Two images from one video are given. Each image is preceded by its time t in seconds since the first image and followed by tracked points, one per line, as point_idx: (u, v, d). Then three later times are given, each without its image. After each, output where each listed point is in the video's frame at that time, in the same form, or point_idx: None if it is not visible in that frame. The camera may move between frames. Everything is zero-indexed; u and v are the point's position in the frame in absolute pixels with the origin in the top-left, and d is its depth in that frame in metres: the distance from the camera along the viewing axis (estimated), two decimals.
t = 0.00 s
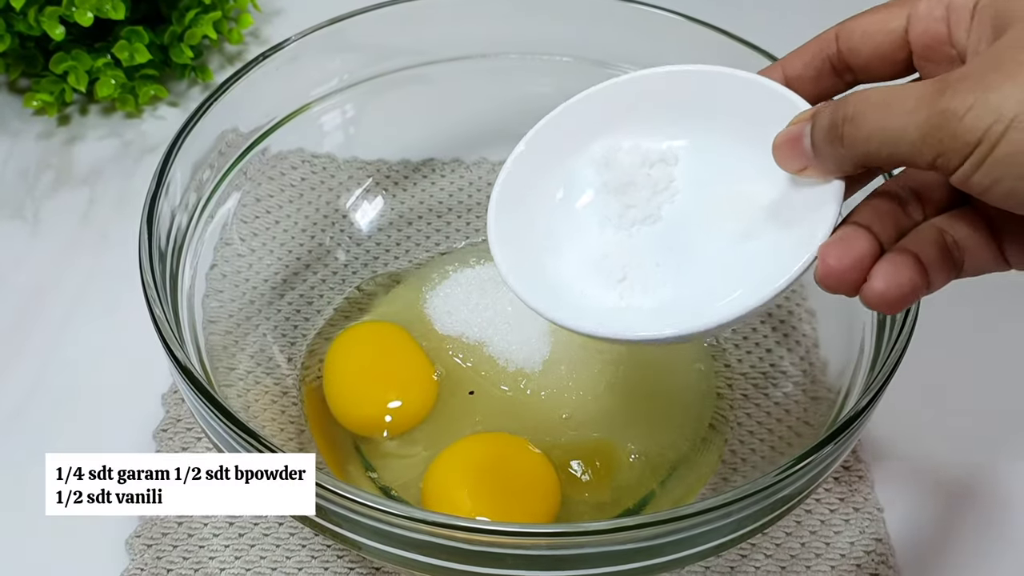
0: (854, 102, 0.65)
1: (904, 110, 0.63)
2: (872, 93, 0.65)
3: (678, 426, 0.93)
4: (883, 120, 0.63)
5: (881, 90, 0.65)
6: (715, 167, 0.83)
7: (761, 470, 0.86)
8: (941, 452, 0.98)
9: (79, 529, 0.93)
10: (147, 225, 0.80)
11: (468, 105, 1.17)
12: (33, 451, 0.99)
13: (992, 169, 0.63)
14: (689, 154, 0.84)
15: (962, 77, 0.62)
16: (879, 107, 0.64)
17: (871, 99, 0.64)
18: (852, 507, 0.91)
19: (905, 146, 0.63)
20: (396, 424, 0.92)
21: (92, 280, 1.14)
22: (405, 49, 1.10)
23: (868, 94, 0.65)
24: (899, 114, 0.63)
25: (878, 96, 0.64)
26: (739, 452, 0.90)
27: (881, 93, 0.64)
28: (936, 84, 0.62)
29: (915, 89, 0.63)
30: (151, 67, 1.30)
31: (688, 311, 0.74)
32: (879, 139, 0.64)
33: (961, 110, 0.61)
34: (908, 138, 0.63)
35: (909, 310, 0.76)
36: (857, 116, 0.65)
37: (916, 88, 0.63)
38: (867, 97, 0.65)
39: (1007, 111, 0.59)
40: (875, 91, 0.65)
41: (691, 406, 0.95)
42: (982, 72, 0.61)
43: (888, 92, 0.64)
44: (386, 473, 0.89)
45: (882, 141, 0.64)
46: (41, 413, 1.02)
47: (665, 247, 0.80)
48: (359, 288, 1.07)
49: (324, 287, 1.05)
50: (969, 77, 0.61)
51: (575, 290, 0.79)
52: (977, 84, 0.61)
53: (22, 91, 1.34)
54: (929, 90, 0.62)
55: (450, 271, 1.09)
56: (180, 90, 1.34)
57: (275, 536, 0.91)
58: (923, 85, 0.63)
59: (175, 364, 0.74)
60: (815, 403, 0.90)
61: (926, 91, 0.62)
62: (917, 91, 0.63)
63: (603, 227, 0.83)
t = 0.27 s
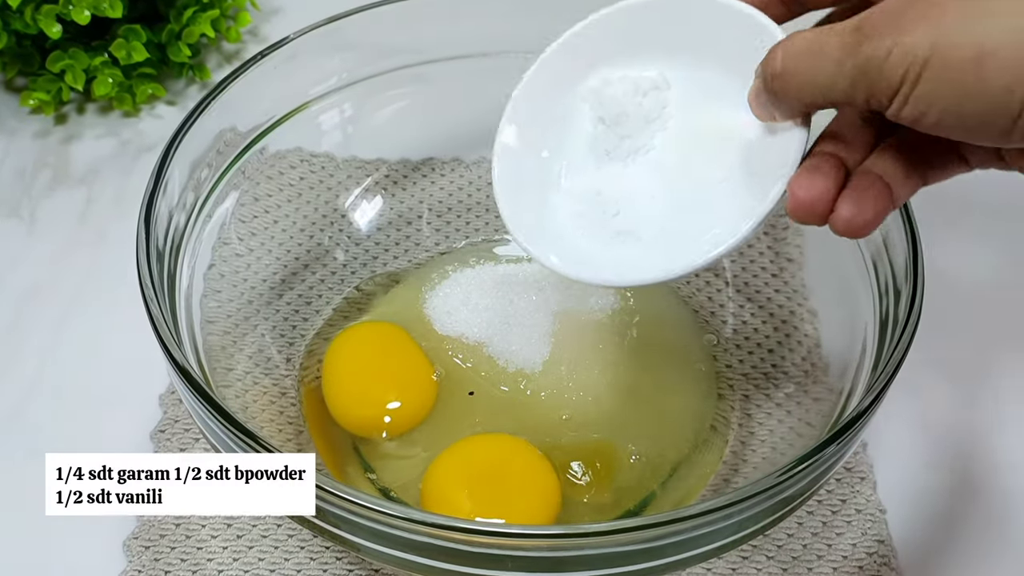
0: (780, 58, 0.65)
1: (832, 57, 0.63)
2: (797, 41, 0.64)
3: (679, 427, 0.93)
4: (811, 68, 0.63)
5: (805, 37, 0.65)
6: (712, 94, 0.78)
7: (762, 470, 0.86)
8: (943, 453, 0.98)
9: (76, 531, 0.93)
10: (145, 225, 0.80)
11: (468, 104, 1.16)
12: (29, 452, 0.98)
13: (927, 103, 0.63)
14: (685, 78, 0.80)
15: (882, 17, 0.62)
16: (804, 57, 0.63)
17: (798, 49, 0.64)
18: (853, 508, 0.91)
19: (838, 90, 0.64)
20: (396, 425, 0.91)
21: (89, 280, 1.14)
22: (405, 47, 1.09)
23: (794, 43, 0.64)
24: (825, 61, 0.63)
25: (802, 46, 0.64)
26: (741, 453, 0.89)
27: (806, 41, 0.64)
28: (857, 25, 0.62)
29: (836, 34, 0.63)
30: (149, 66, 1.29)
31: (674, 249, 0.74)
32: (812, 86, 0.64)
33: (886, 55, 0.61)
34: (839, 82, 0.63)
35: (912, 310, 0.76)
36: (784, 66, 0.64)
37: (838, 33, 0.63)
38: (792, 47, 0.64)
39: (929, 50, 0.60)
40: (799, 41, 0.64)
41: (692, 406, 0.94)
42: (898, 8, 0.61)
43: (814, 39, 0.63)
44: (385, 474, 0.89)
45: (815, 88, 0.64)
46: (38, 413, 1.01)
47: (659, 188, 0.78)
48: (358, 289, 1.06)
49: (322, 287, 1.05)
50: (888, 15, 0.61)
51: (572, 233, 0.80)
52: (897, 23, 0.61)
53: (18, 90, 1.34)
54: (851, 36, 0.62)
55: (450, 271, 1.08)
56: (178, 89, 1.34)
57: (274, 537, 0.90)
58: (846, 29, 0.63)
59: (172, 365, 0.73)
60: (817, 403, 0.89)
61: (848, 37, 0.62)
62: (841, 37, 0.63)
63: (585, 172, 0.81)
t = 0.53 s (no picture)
0: (697, 115, 0.68)
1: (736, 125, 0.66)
2: (707, 99, 0.67)
3: (681, 428, 0.92)
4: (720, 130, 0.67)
5: (714, 92, 0.67)
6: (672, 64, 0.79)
7: (763, 471, 0.85)
8: (944, 454, 0.97)
9: (75, 532, 0.92)
10: (143, 224, 0.79)
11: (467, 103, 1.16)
12: (27, 453, 0.98)
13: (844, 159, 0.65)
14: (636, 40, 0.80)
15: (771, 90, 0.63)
16: (712, 122, 0.67)
17: (709, 110, 0.67)
18: (855, 509, 0.90)
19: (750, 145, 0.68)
20: (394, 425, 0.91)
21: (87, 281, 1.13)
22: (404, 46, 1.09)
23: (705, 100, 0.67)
24: (728, 128, 0.67)
25: (709, 109, 0.67)
26: (742, 454, 0.89)
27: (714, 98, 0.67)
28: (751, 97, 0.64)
29: (734, 102, 0.65)
30: (147, 64, 1.29)
31: (670, 228, 0.82)
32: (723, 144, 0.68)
33: (779, 126, 0.64)
34: (748, 145, 0.67)
35: (914, 311, 0.75)
36: (698, 126, 0.69)
37: (735, 101, 0.65)
38: (705, 104, 0.67)
39: (814, 124, 0.61)
40: (708, 99, 0.67)
41: (693, 408, 0.94)
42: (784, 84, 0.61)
43: (720, 98, 0.66)
44: (385, 475, 0.88)
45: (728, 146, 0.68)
46: (36, 413, 1.01)
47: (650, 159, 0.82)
48: (357, 289, 1.06)
49: (321, 287, 1.04)
50: (775, 89, 0.62)
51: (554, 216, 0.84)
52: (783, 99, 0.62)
53: (16, 88, 1.33)
54: (744, 105, 0.64)
55: (450, 271, 1.08)
56: (176, 88, 1.33)
57: (272, 539, 0.89)
58: (740, 100, 0.65)
59: (171, 365, 0.72)
60: (817, 403, 0.89)
61: (743, 106, 0.65)
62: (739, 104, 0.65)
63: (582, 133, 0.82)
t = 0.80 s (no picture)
0: (707, 132, 0.67)
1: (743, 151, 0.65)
2: (717, 119, 0.65)
3: (682, 429, 0.92)
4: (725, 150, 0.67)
5: (725, 114, 0.65)
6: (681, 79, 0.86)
7: (765, 472, 0.85)
8: (947, 455, 0.97)
9: (73, 534, 0.92)
10: (141, 224, 0.78)
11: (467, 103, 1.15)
12: (23, 454, 0.97)
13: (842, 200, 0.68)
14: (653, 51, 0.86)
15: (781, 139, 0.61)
16: (718, 144, 0.66)
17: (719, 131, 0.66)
18: (857, 511, 0.90)
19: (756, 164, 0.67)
20: (393, 425, 0.90)
21: (84, 280, 1.12)
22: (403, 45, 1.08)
23: (716, 120, 0.65)
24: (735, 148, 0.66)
25: (718, 132, 0.65)
26: (743, 455, 0.89)
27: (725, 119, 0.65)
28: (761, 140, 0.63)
29: (744, 134, 0.64)
30: (145, 63, 1.28)
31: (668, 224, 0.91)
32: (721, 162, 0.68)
33: (782, 181, 0.64)
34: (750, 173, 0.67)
35: (916, 311, 0.75)
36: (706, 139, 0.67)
37: (746, 133, 0.64)
38: (715, 123, 0.66)
39: (815, 191, 0.63)
40: (719, 118, 0.65)
41: (695, 409, 0.93)
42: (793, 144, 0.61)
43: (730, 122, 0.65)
44: (384, 476, 0.88)
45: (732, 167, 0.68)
46: (33, 414, 1.00)
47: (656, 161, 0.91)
48: (355, 289, 1.05)
49: (320, 287, 1.04)
50: (784, 140, 0.61)
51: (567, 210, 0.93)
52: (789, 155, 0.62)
53: (13, 87, 1.32)
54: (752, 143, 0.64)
55: (450, 271, 1.07)
56: (174, 86, 1.33)
57: (271, 540, 0.89)
58: (749, 137, 0.63)
59: (169, 365, 0.72)
60: (820, 404, 0.89)
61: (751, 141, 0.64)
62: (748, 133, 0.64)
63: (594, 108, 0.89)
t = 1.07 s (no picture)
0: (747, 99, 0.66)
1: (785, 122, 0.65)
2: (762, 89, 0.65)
3: (683, 430, 0.91)
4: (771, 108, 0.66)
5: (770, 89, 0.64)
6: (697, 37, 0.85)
7: (766, 474, 0.84)
8: (949, 455, 0.97)
9: (69, 536, 0.91)
10: (138, 224, 0.78)
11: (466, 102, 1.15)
12: (20, 455, 0.97)
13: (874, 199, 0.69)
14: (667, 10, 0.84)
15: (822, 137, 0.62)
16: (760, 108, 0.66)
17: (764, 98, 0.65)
18: (859, 512, 0.89)
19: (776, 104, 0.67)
20: (393, 425, 0.90)
21: (82, 280, 1.12)
22: (402, 43, 1.08)
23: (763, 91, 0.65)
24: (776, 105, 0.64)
25: (758, 98, 0.65)
26: (744, 456, 0.88)
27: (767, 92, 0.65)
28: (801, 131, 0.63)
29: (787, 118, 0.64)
30: (143, 62, 1.28)
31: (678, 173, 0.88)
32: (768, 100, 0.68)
33: (818, 190, 0.65)
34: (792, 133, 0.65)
35: (919, 311, 0.74)
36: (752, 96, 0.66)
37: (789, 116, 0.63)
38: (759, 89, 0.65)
39: (848, 206, 0.64)
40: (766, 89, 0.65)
41: (696, 410, 0.93)
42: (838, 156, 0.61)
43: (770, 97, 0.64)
44: (383, 477, 0.87)
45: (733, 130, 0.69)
46: (30, 415, 1.00)
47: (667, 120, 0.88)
48: (354, 288, 1.05)
49: (319, 287, 1.03)
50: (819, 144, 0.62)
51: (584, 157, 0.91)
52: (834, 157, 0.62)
53: (10, 86, 1.32)
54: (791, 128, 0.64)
55: (449, 271, 1.06)
56: (172, 85, 1.32)
57: (270, 542, 0.88)
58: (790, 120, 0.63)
59: (167, 365, 0.71)
60: (821, 405, 0.88)
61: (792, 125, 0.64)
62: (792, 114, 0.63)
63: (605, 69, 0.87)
